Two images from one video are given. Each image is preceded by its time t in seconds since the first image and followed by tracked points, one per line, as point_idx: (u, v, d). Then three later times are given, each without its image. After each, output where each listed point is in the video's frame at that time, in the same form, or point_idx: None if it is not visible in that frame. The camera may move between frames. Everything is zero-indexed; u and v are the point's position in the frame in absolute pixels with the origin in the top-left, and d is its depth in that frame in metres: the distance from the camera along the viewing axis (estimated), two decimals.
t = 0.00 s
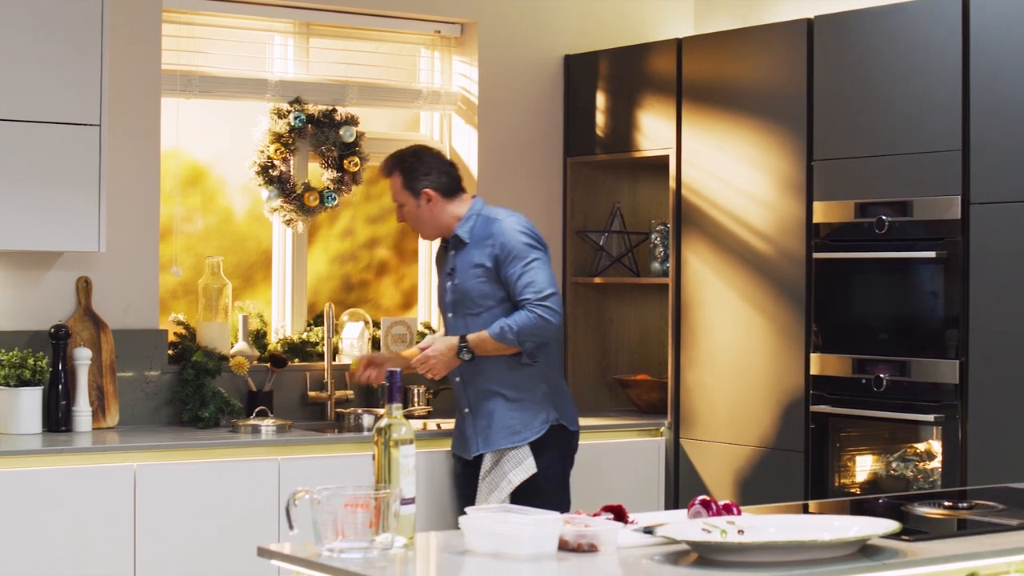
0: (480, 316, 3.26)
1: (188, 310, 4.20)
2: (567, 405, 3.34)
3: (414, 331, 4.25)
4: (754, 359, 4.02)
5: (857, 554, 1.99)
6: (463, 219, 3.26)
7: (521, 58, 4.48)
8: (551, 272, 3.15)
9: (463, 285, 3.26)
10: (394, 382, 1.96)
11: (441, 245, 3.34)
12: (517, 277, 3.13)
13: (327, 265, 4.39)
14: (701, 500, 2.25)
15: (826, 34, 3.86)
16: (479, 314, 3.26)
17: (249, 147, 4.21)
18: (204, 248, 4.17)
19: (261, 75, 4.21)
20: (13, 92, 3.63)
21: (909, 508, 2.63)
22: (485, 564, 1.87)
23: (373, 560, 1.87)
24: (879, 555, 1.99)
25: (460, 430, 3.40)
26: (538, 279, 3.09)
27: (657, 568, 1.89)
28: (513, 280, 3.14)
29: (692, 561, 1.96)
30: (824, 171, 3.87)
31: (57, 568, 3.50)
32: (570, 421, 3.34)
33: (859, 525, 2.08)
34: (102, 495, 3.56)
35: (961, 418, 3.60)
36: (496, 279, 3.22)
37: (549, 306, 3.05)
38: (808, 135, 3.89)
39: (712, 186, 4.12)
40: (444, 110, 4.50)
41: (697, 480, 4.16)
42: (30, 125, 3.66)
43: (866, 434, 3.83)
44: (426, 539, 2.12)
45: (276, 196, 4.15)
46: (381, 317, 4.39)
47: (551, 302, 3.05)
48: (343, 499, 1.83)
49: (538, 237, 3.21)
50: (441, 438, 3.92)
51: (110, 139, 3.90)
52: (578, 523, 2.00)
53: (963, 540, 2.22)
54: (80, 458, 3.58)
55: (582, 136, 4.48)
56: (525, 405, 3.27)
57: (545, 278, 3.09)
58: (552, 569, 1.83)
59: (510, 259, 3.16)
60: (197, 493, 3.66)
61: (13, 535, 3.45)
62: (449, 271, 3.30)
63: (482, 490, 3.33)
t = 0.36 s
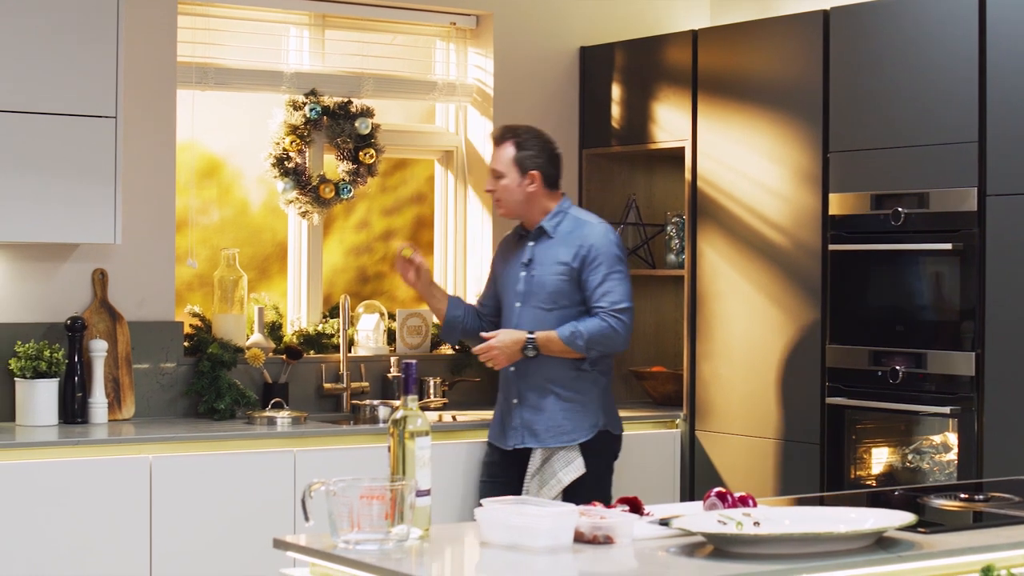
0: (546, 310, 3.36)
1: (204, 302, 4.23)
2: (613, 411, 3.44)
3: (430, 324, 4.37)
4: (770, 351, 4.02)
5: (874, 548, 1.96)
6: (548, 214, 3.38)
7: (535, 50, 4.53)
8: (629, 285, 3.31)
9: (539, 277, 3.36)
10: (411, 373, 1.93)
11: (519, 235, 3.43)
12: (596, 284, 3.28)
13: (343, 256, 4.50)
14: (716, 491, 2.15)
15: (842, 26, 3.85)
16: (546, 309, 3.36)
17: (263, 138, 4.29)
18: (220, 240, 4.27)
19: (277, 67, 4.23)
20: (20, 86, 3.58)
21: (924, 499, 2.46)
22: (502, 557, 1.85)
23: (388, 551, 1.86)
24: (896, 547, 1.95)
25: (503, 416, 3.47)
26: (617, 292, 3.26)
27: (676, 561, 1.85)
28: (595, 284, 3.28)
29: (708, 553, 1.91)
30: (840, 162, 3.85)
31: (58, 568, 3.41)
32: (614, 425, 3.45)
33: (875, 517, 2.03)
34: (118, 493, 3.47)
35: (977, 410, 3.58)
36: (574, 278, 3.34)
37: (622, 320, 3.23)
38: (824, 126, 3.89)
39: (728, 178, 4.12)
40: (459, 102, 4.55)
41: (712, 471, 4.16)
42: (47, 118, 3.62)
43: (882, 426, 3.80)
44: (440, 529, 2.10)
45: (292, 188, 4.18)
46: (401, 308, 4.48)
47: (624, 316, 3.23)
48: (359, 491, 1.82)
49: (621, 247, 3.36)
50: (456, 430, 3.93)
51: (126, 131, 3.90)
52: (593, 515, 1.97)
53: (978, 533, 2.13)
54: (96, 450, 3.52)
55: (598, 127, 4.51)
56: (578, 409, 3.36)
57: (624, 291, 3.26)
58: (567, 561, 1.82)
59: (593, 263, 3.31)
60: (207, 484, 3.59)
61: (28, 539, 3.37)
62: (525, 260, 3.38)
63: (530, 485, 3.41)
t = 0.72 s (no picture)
0: (599, 301, 3.58)
1: (215, 297, 4.25)
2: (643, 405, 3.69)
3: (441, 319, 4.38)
4: (781, 347, 4.01)
5: (885, 541, 1.94)
6: (603, 211, 3.65)
7: (545, 45, 4.56)
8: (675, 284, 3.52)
9: (592, 268, 3.59)
10: (422, 367, 1.90)
11: (573, 229, 3.67)
12: (649, 280, 3.48)
13: (354, 252, 4.51)
14: (727, 486, 2.14)
15: (854, 20, 3.84)
16: (598, 300, 3.58)
17: (275, 133, 4.33)
18: (230, 235, 4.29)
19: (289, 62, 4.28)
20: (29, 80, 3.56)
21: (935, 494, 2.40)
22: (514, 551, 1.85)
23: (400, 546, 1.84)
24: (907, 542, 1.93)
25: (540, 406, 3.63)
26: (668, 291, 3.45)
27: (688, 556, 1.83)
28: (645, 277, 3.50)
29: (718, 548, 1.89)
30: (852, 157, 3.85)
31: (69, 563, 3.38)
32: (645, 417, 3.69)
33: (886, 512, 2.00)
34: (130, 486, 3.46)
35: (988, 406, 3.58)
36: (627, 272, 3.57)
37: (670, 317, 3.40)
38: (835, 121, 3.88)
39: (739, 173, 4.11)
40: (470, 97, 4.57)
41: (723, 466, 4.17)
42: (60, 112, 3.60)
43: (893, 422, 3.81)
44: (452, 523, 2.09)
45: (303, 183, 4.21)
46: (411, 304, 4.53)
47: (673, 314, 3.41)
48: (370, 486, 1.82)
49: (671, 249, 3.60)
50: (469, 424, 3.91)
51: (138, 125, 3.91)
52: (604, 510, 1.96)
53: (991, 528, 2.09)
54: (110, 444, 3.49)
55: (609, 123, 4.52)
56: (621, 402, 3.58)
57: (673, 291, 3.46)
58: (579, 555, 1.82)
59: (646, 259, 3.54)
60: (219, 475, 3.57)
61: (39, 535, 3.34)
62: (579, 252, 3.62)
63: (581, 479, 3.59)
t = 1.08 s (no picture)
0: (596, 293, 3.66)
1: (216, 296, 4.26)
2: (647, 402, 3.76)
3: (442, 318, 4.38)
4: (781, 346, 4.01)
5: (885, 541, 1.93)
6: (610, 209, 3.74)
7: (545, 45, 4.55)
8: (669, 276, 3.62)
9: (598, 262, 3.68)
10: (422, 367, 1.90)
11: (579, 227, 3.76)
12: (643, 270, 3.58)
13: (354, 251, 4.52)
14: (728, 486, 2.14)
15: (854, 19, 3.84)
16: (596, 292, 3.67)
17: (275, 133, 4.33)
18: (231, 234, 4.29)
19: (289, 62, 4.28)
20: (29, 80, 3.56)
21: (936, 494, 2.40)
22: (513, 551, 1.85)
23: (400, 545, 1.85)
24: (908, 541, 1.93)
25: (550, 400, 3.69)
26: (657, 280, 3.56)
27: (688, 556, 1.83)
28: (644, 268, 3.58)
29: (719, 548, 1.89)
30: (852, 157, 3.85)
31: (70, 562, 3.38)
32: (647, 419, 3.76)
33: (887, 512, 1.99)
34: (130, 486, 3.45)
35: (988, 406, 3.58)
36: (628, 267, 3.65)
37: (653, 303, 3.50)
38: (835, 121, 3.88)
39: (740, 172, 4.12)
40: (470, 96, 4.58)
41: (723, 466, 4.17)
42: (60, 111, 3.61)
43: (894, 422, 3.81)
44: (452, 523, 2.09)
45: (303, 182, 4.22)
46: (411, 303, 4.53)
47: (657, 302, 3.52)
48: (371, 485, 1.81)
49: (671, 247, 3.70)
50: (469, 424, 3.91)
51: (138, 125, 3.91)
52: (605, 510, 1.96)
53: (991, 528, 2.09)
54: (110, 443, 3.50)
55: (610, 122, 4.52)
56: (630, 397, 3.65)
57: (662, 282, 3.58)
58: (579, 555, 1.82)
59: (644, 252, 3.63)
60: (219, 476, 3.57)
61: (40, 535, 3.34)
62: (585, 248, 3.71)
63: (598, 478, 3.63)
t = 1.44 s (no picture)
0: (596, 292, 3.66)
1: (217, 295, 4.27)
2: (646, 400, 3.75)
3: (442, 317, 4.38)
4: (782, 345, 4.01)
5: (887, 539, 1.93)
6: (607, 208, 3.74)
7: (546, 44, 4.56)
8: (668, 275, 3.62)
9: (596, 261, 3.68)
10: (423, 366, 1.90)
11: (577, 226, 3.76)
12: (642, 268, 3.57)
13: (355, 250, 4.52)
14: (729, 485, 2.14)
15: (855, 18, 3.84)
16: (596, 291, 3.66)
17: (276, 132, 4.34)
18: (232, 233, 4.29)
19: (291, 61, 4.29)
20: (29, 79, 3.56)
21: (937, 492, 2.40)
22: (514, 549, 1.85)
23: (401, 544, 1.85)
24: (909, 539, 1.92)
25: (548, 400, 3.69)
26: (657, 278, 3.55)
27: (689, 554, 1.83)
28: (642, 267, 3.58)
29: (720, 546, 1.89)
30: (853, 155, 3.84)
31: (72, 560, 3.38)
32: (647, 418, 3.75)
33: (887, 510, 1.99)
34: (131, 484, 3.45)
35: (989, 404, 3.57)
36: (627, 266, 3.65)
37: (654, 301, 3.50)
38: (837, 119, 3.88)
39: (741, 172, 4.12)
40: (472, 96, 4.58)
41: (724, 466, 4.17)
42: (61, 110, 3.61)
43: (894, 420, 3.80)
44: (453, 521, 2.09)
45: (304, 181, 4.24)
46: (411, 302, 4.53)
47: (656, 300, 3.51)
48: (372, 484, 1.81)
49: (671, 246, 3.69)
50: (469, 423, 3.91)
51: (139, 124, 3.91)
52: (606, 508, 1.96)
53: (992, 526, 2.09)
54: (110, 441, 3.50)
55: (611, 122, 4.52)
56: (629, 395, 3.65)
57: (662, 280, 3.57)
58: (579, 553, 1.82)
59: (644, 250, 3.62)
60: (221, 475, 3.57)
61: (40, 534, 3.34)
62: (584, 247, 3.70)
63: (589, 475, 3.63)
